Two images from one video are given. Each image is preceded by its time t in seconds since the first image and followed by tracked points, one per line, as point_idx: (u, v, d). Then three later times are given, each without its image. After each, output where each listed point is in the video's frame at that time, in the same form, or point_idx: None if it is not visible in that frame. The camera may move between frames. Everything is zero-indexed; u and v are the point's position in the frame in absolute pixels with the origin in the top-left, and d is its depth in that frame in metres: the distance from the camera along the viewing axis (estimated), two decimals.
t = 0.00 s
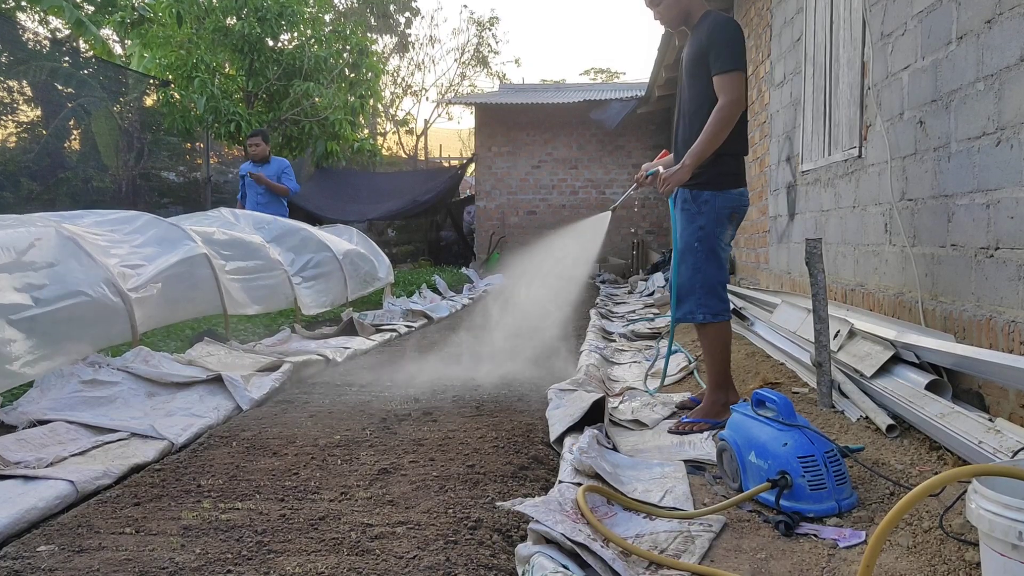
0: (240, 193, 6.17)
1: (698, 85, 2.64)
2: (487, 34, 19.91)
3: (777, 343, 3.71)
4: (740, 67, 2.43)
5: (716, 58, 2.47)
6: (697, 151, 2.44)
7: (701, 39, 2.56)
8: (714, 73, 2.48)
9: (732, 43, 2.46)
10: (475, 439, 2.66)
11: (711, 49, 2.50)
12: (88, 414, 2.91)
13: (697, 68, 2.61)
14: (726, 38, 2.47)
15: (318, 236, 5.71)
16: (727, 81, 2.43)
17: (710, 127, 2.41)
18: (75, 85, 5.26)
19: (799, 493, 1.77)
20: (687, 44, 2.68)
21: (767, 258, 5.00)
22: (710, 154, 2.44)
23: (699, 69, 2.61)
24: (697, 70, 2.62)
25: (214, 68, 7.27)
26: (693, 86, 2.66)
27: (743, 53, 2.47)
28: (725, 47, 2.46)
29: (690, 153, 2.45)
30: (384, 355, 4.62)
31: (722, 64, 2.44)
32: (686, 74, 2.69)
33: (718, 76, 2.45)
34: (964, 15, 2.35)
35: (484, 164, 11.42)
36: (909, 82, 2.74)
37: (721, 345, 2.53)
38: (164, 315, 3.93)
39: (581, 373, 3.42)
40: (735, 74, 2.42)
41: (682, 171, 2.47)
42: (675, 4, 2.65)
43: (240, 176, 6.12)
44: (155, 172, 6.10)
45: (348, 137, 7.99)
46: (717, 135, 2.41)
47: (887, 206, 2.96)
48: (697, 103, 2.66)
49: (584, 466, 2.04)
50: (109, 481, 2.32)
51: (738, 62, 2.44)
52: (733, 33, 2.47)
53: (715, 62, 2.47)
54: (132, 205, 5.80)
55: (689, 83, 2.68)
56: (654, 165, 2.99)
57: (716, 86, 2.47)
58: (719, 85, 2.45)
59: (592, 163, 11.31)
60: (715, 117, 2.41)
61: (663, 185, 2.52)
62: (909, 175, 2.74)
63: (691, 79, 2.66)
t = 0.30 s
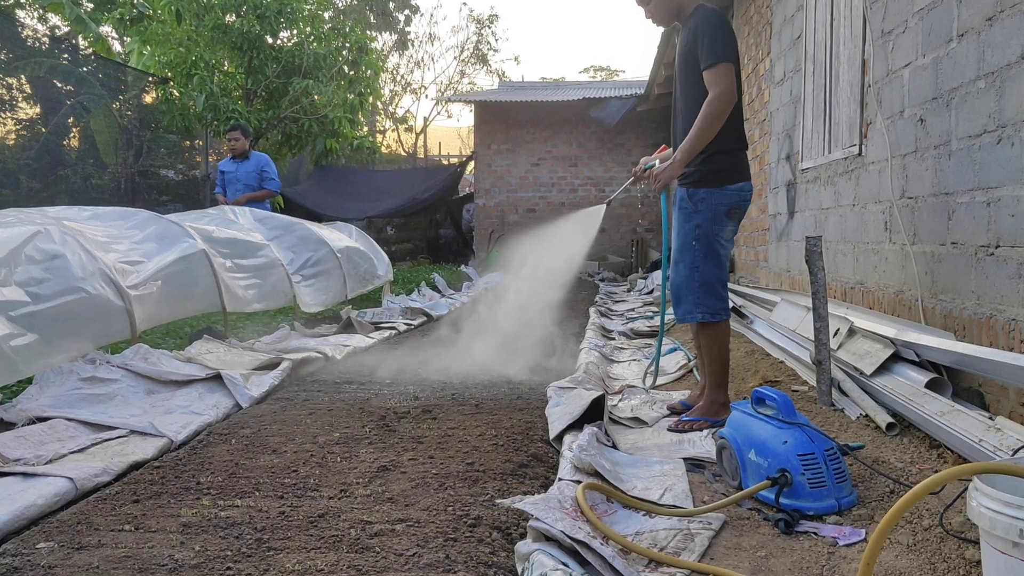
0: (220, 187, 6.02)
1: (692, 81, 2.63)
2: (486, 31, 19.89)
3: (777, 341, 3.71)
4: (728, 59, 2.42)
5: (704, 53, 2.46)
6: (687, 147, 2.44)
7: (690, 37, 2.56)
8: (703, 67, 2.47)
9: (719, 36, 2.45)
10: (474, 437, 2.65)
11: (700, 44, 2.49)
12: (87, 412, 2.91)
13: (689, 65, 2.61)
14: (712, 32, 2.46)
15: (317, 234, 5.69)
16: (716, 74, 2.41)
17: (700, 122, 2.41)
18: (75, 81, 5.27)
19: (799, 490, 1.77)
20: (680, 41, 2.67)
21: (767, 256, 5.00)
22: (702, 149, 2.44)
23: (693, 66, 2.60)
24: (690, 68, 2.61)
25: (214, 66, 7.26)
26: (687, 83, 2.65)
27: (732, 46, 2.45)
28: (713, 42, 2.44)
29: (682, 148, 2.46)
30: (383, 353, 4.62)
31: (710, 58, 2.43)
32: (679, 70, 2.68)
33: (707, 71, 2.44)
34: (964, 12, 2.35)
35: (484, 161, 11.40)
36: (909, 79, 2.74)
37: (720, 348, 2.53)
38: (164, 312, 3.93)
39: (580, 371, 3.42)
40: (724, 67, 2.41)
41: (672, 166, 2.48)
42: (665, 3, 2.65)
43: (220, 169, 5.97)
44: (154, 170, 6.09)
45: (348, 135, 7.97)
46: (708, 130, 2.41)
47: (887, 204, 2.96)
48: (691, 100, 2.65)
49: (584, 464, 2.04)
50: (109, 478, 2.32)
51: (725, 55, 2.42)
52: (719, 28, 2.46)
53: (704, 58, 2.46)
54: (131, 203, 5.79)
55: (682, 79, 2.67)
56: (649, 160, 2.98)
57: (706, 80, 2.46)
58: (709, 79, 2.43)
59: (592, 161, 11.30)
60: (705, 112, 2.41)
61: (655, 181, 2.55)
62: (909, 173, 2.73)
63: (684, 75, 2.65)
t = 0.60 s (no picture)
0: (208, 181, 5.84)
1: (694, 83, 2.62)
2: (488, 29, 19.87)
3: (777, 339, 3.71)
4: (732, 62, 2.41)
5: (707, 56, 2.45)
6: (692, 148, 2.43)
7: (690, 41, 2.55)
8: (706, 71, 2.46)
9: (721, 40, 2.44)
10: (475, 435, 2.65)
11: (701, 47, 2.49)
12: (88, 410, 2.91)
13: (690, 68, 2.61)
14: (714, 35, 2.46)
15: (317, 230, 5.68)
16: (721, 77, 2.40)
17: (704, 124, 2.41)
18: (76, 79, 5.27)
19: (800, 489, 1.78)
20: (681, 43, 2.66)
21: (768, 255, 4.99)
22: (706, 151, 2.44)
23: (694, 68, 2.60)
24: (692, 70, 2.60)
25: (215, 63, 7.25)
26: (689, 85, 2.65)
27: (735, 49, 2.45)
28: (715, 45, 2.44)
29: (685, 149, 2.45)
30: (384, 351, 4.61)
31: (713, 62, 2.42)
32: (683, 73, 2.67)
33: (710, 75, 2.43)
34: (966, 10, 2.34)
35: (485, 160, 11.39)
36: (911, 78, 2.73)
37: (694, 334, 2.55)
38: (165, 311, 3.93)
39: (581, 369, 3.42)
40: (728, 70, 2.40)
41: (672, 165, 2.46)
42: (663, 8, 2.64)
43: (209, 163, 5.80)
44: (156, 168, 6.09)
45: (349, 134, 7.96)
46: (712, 132, 2.40)
47: (889, 202, 2.95)
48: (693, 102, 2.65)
49: (585, 462, 2.04)
50: (110, 476, 2.32)
51: (729, 58, 2.42)
52: (719, 31, 2.46)
53: (706, 61, 2.45)
54: (132, 201, 5.79)
55: (684, 82, 2.67)
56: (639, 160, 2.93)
57: (710, 83, 2.45)
58: (713, 83, 2.42)
59: (593, 159, 11.29)
60: (711, 114, 2.40)
61: (655, 179, 2.54)
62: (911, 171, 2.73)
63: (687, 78, 2.65)
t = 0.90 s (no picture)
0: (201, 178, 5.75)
1: (693, 85, 2.62)
2: (491, 29, 19.87)
3: (782, 339, 3.70)
4: (728, 63, 2.41)
5: (702, 58, 2.45)
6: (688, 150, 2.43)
7: (687, 43, 2.55)
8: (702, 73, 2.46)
9: (716, 40, 2.44)
10: (479, 434, 2.66)
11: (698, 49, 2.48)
12: (93, 408, 2.92)
13: (689, 70, 2.60)
14: (708, 37, 2.45)
15: (322, 231, 5.70)
16: (716, 78, 2.40)
17: (700, 126, 2.41)
18: (80, 79, 5.29)
19: (805, 488, 1.78)
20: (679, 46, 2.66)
21: (772, 254, 4.98)
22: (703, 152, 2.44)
23: (693, 70, 2.59)
24: (691, 72, 2.60)
25: (219, 63, 7.27)
26: (689, 87, 2.65)
27: (731, 49, 2.44)
28: (710, 47, 2.43)
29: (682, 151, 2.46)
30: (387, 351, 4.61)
31: (709, 64, 2.41)
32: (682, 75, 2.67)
33: (705, 77, 2.43)
34: (971, 9, 2.33)
35: (489, 159, 11.40)
36: (916, 77, 2.72)
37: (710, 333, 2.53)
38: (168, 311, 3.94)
39: (585, 369, 3.42)
40: (722, 71, 2.40)
41: (672, 170, 2.48)
42: (662, 11, 2.63)
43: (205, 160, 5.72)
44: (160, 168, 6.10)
45: (353, 133, 7.96)
46: (709, 133, 2.40)
47: (893, 201, 2.94)
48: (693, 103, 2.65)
49: (589, 461, 2.04)
50: (114, 474, 2.32)
51: (725, 58, 2.41)
52: (714, 31, 2.45)
53: (702, 63, 2.45)
54: (137, 200, 5.81)
55: (684, 84, 2.67)
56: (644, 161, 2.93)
57: (706, 84, 2.45)
58: (709, 84, 2.42)
59: (597, 158, 11.28)
60: (706, 116, 2.40)
61: (657, 184, 2.56)
62: (916, 171, 2.72)
63: (687, 80, 2.64)
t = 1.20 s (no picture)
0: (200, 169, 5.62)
1: (695, 84, 2.62)
2: (495, 29, 19.88)
3: (786, 339, 3.69)
4: (726, 60, 2.40)
5: (701, 56, 2.45)
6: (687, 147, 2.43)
7: (688, 41, 2.55)
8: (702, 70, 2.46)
9: (713, 37, 2.43)
10: (484, 434, 2.66)
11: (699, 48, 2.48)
12: (98, 408, 2.94)
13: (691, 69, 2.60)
14: (708, 34, 2.45)
15: (325, 231, 5.71)
16: (715, 76, 2.40)
17: (698, 123, 2.42)
18: (85, 80, 5.31)
19: (809, 489, 1.77)
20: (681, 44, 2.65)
21: (776, 254, 4.97)
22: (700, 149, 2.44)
23: (694, 69, 2.59)
24: (693, 70, 2.60)
25: (224, 63, 7.30)
26: (690, 86, 2.65)
27: (729, 47, 2.44)
28: (709, 45, 2.43)
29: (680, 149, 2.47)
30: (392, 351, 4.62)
31: (707, 62, 2.42)
32: (682, 73, 2.67)
33: (705, 74, 2.43)
34: (977, 9, 2.33)
35: (493, 159, 11.40)
36: (921, 77, 2.72)
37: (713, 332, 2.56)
38: (173, 311, 3.95)
39: (589, 369, 3.42)
40: (721, 68, 2.40)
41: (672, 168, 2.48)
42: (666, 10, 2.64)
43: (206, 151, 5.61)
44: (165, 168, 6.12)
45: (357, 133, 7.97)
46: (707, 130, 2.41)
47: (898, 202, 2.94)
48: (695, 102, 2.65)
49: (594, 461, 2.04)
50: (120, 474, 2.34)
51: (723, 56, 2.41)
52: (712, 29, 2.45)
53: (701, 61, 2.45)
54: (142, 200, 5.83)
55: (686, 82, 2.66)
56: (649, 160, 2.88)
57: (705, 81, 2.45)
58: (708, 81, 2.42)
59: (601, 158, 11.28)
60: (705, 113, 2.40)
61: (656, 183, 2.55)
62: (921, 171, 2.72)
63: (688, 78, 2.64)
